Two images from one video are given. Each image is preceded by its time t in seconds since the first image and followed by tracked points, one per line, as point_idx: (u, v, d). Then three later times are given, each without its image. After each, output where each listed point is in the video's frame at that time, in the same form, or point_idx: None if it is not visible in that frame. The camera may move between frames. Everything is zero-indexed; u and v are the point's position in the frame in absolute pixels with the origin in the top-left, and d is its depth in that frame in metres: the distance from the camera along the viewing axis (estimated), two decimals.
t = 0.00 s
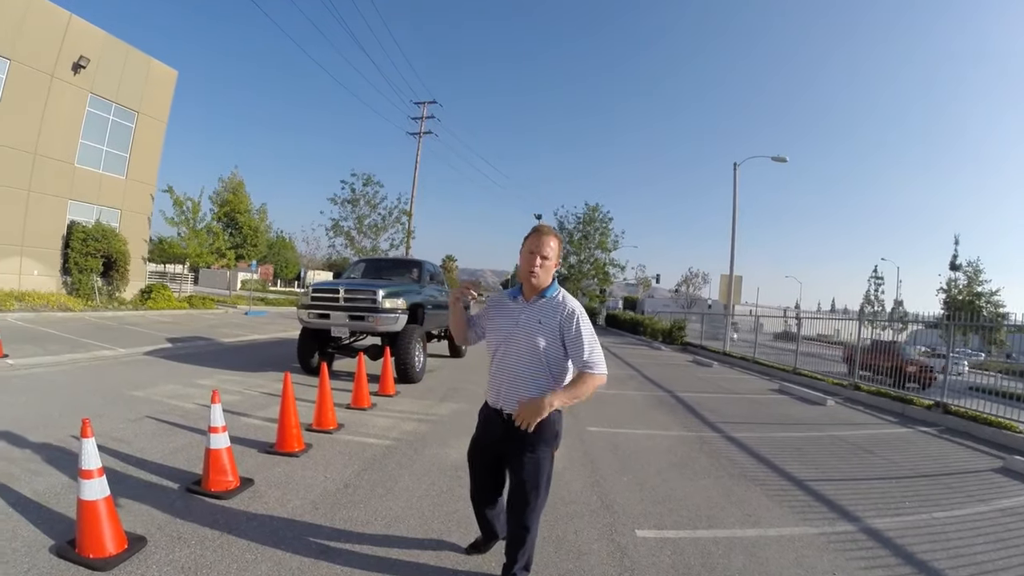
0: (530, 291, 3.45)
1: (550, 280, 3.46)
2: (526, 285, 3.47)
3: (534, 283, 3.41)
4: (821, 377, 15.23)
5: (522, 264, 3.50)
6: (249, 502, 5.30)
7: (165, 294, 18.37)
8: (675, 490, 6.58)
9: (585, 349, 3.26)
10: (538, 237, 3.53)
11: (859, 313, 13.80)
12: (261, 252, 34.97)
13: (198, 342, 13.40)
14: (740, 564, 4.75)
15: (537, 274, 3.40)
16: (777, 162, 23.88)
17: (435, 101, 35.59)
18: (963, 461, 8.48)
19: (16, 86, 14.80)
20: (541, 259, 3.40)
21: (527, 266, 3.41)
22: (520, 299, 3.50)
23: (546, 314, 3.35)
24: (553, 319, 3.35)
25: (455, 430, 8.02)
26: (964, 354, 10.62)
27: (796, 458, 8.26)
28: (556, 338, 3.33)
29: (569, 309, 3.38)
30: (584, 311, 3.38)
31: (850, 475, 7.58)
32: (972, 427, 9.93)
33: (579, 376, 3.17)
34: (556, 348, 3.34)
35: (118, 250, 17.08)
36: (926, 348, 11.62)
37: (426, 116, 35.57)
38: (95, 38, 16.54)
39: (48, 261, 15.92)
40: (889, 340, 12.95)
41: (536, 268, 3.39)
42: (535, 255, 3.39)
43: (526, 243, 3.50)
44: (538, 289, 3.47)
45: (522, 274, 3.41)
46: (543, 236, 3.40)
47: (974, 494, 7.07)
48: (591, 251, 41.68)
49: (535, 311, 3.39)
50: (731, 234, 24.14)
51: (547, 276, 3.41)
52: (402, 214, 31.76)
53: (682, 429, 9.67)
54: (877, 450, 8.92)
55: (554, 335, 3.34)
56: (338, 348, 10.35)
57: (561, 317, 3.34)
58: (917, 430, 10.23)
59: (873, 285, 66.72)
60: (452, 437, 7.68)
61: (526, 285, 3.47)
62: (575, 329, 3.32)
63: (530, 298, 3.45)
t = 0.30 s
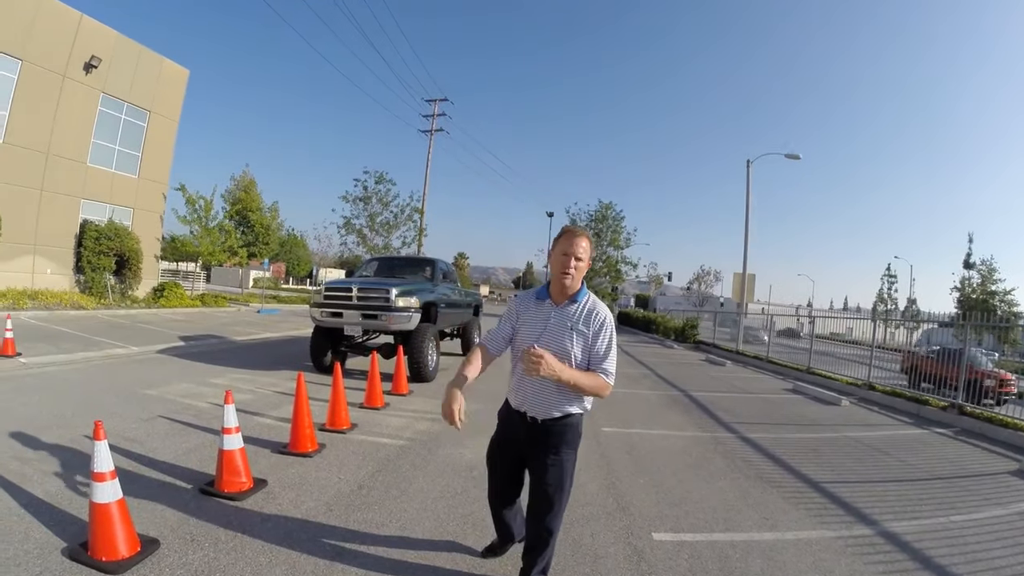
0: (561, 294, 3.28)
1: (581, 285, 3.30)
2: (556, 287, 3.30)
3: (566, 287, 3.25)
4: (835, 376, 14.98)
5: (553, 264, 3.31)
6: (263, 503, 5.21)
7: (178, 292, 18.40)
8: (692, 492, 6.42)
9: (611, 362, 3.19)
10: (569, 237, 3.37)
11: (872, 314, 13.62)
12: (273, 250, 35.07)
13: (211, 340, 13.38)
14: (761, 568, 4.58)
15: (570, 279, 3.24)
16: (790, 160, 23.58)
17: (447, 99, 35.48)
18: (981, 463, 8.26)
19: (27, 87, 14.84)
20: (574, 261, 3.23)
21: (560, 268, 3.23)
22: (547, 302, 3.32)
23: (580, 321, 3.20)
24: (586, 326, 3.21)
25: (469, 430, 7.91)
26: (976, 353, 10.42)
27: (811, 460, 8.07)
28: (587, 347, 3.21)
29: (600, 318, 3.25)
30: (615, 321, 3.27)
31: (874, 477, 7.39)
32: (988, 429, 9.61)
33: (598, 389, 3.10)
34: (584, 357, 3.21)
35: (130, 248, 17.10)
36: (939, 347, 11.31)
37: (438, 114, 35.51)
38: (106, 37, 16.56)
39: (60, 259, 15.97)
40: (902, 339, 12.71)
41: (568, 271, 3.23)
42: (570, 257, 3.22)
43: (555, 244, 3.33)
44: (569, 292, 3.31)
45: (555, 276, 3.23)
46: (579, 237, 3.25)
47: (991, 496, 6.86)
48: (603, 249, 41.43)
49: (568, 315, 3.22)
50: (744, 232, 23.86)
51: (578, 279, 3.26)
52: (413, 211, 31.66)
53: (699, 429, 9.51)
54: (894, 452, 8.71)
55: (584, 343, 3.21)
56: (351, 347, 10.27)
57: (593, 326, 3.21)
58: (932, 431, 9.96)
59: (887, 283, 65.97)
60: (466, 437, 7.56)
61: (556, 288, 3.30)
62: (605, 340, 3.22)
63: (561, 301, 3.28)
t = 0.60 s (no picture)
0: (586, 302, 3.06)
1: (606, 289, 3.09)
2: (579, 293, 3.09)
3: (591, 293, 3.05)
4: (856, 376, 14.62)
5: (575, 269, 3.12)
6: (281, 505, 5.10)
7: (197, 291, 18.50)
8: (714, 495, 6.20)
9: (643, 369, 3.00)
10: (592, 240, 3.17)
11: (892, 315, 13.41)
12: (291, 250, 35.24)
13: (229, 339, 13.40)
14: None
15: (594, 284, 3.04)
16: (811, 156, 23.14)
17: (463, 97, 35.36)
18: (1017, 465, 7.95)
19: (46, 89, 14.99)
20: (598, 264, 3.04)
21: (583, 272, 3.04)
22: (571, 310, 3.11)
23: (606, 330, 3.00)
24: (611, 335, 3.00)
25: (488, 430, 7.76)
26: (1002, 352, 10.23)
27: (836, 462, 7.79)
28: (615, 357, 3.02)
29: (628, 325, 3.03)
30: (644, 325, 3.05)
31: (907, 480, 7.12)
32: (1013, 431, 9.24)
33: (632, 399, 2.95)
34: (613, 366, 3.04)
35: (149, 249, 17.20)
36: (960, 347, 11.22)
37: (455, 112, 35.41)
38: (123, 39, 16.66)
39: (80, 259, 16.10)
40: (922, 338, 12.50)
41: (592, 276, 3.03)
42: (594, 259, 3.03)
43: (579, 246, 3.15)
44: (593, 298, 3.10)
45: (578, 280, 3.04)
46: (603, 239, 3.07)
47: (1018, 501, 6.55)
48: (620, 247, 41.12)
49: (589, 325, 3.02)
50: (764, 229, 23.46)
51: (604, 282, 3.06)
52: (429, 210, 31.59)
53: (723, 430, 9.27)
54: (926, 454, 8.41)
55: (612, 352, 3.02)
56: (369, 346, 10.18)
57: (621, 335, 3.00)
58: (955, 433, 9.58)
59: (910, 282, 64.64)
60: (485, 438, 7.41)
61: (580, 294, 3.09)
62: (635, 347, 3.01)
63: (585, 310, 3.07)
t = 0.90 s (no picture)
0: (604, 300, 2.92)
1: (626, 286, 2.89)
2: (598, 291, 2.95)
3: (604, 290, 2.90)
4: (880, 377, 14.21)
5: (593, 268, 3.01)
6: (295, 508, 5.01)
7: (216, 290, 18.64)
8: (737, 500, 6.00)
9: (659, 372, 2.72)
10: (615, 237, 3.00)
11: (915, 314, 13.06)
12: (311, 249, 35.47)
13: (248, 338, 13.44)
14: None
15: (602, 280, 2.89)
16: (835, 151, 22.61)
17: (481, 95, 35.21)
18: None
19: (65, 90, 15.14)
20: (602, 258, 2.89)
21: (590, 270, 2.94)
22: (593, 308, 2.99)
23: (620, 328, 2.81)
24: (624, 332, 2.81)
25: (506, 431, 7.62)
26: None
27: (865, 467, 7.53)
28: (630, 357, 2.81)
29: (647, 324, 2.80)
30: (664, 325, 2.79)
31: (940, 486, 6.84)
32: None
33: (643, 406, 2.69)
34: (630, 367, 2.82)
35: (168, 248, 17.33)
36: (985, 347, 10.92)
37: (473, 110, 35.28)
38: (141, 40, 16.80)
39: (100, 259, 16.28)
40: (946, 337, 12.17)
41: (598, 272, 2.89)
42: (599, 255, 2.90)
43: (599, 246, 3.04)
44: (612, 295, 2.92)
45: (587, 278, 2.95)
46: (610, 233, 2.91)
47: None
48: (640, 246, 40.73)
49: (604, 321, 2.88)
50: (787, 226, 22.97)
51: (618, 275, 2.86)
52: (447, 208, 31.50)
53: (747, 433, 9.02)
54: (960, 458, 8.10)
55: (628, 353, 2.81)
56: (387, 346, 10.10)
57: (637, 333, 2.78)
58: (981, 436, 9.26)
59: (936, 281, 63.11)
60: (503, 440, 7.27)
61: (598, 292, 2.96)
62: (652, 347, 2.75)
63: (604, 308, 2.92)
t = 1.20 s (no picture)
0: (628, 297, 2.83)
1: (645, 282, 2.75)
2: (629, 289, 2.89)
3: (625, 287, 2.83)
4: (901, 376, 13.83)
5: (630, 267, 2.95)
6: (305, 510, 4.94)
7: (233, 289, 18.76)
8: (757, 505, 5.82)
9: (660, 364, 2.51)
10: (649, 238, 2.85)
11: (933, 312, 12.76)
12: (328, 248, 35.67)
13: (263, 337, 13.47)
14: None
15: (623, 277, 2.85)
16: (854, 147, 22.19)
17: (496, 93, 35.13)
18: None
19: (82, 92, 15.32)
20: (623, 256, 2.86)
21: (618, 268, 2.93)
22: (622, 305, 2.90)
23: (630, 322, 2.69)
24: (633, 324, 2.66)
25: (521, 432, 7.51)
26: None
27: (891, 470, 7.29)
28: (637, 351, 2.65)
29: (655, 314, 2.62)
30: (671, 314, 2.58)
31: (969, 491, 6.59)
32: None
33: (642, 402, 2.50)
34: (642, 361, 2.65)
35: (185, 248, 17.47)
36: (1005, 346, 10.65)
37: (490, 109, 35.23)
38: (157, 42, 16.95)
39: (117, 258, 16.44)
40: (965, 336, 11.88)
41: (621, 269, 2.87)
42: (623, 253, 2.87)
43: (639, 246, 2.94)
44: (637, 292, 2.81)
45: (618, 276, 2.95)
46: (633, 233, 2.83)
47: None
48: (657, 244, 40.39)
49: (623, 316, 2.78)
50: (807, 223, 22.55)
51: (632, 274, 2.77)
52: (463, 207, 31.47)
53: (767, 434, 8.81)
54: (988, 462, 7.82)
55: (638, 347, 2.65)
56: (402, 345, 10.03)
57: (642, 325, 2.62)
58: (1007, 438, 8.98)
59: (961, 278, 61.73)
60: (518, 441, 7.15)
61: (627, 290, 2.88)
62: (655, 337, 2.56)
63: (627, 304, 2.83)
